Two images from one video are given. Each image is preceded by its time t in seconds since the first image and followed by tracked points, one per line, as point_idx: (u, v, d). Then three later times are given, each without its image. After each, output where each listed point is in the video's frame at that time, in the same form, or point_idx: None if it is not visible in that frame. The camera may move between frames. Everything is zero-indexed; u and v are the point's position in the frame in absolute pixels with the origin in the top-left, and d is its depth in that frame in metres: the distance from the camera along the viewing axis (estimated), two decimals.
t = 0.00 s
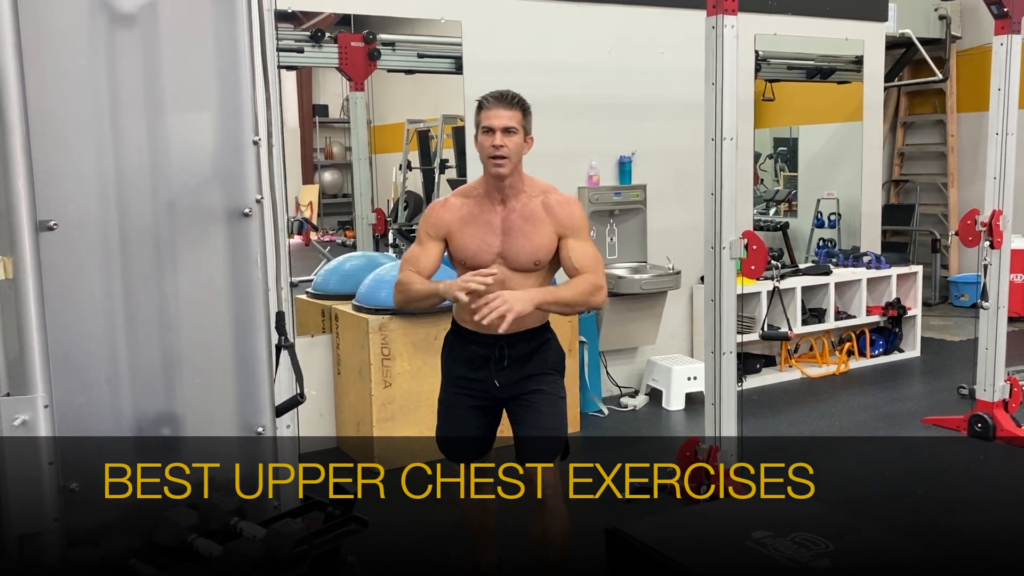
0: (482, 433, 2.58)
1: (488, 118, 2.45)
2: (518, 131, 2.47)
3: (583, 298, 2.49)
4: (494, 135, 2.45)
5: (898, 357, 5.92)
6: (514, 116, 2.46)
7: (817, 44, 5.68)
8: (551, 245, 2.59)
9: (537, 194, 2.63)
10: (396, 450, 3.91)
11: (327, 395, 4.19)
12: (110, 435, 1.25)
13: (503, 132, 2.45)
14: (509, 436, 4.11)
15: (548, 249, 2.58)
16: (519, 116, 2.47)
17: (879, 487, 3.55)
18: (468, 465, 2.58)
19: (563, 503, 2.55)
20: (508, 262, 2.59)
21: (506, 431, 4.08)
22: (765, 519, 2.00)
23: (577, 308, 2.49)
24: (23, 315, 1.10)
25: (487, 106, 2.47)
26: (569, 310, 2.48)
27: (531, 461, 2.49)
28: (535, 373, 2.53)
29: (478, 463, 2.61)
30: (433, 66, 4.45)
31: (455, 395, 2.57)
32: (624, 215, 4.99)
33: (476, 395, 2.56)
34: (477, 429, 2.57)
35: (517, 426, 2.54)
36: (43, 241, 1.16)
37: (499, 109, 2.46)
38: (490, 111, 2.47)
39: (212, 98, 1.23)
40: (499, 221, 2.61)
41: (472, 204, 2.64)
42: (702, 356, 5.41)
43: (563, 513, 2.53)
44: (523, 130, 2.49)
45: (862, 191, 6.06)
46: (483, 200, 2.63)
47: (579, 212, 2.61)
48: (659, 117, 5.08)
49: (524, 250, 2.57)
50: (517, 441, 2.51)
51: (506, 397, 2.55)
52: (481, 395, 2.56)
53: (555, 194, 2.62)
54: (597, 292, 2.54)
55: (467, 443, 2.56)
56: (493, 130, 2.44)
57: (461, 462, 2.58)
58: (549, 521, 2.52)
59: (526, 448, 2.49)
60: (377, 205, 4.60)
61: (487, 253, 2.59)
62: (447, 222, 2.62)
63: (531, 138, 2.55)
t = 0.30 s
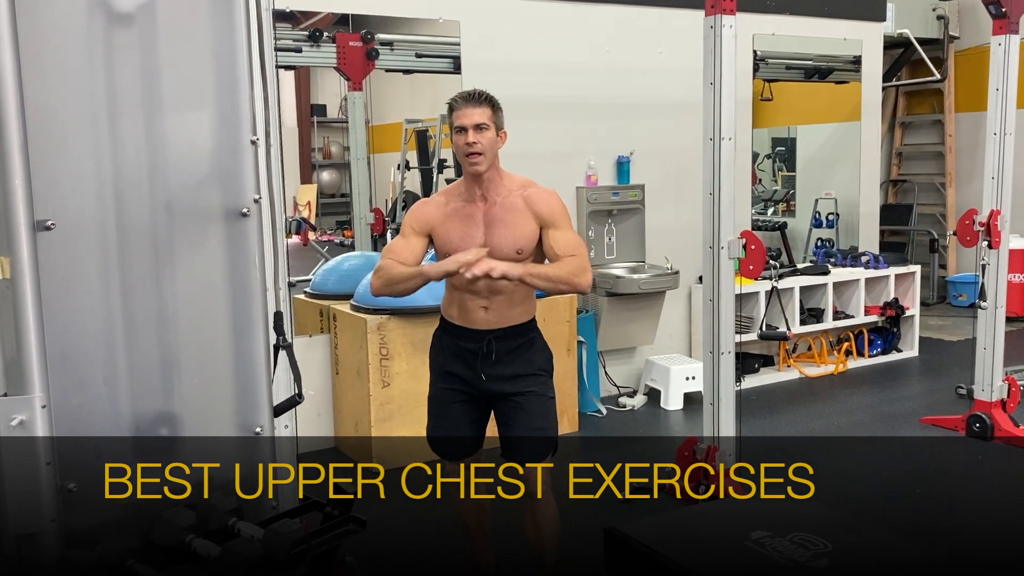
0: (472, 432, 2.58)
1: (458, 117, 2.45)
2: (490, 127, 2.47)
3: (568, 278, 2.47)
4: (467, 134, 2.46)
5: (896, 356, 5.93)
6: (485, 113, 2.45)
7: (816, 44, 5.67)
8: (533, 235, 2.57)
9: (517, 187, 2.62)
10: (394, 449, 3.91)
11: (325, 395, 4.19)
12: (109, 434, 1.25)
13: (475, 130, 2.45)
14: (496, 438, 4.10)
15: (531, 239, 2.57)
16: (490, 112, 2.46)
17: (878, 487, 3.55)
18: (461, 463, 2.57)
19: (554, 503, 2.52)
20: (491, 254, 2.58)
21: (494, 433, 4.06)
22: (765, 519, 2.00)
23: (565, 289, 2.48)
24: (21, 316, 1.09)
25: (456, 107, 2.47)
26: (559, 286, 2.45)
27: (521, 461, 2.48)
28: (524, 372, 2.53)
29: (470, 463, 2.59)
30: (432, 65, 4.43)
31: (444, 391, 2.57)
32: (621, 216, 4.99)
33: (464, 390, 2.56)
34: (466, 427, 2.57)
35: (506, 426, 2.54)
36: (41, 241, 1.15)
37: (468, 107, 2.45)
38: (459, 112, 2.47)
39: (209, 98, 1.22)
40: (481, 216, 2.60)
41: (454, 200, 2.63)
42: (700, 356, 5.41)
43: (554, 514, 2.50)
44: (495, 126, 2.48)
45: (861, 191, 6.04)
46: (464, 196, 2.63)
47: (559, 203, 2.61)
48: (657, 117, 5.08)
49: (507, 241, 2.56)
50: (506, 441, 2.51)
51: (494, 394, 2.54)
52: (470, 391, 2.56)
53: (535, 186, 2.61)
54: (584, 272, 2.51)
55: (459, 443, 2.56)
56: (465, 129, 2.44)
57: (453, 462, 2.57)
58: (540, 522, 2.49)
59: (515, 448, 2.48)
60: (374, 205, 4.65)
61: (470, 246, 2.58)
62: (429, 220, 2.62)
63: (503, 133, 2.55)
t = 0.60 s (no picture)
0: (470, 434, 2.58)
1: (459, 114, 2.45)
2: (490, 125, 2.47)
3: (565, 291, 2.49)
4: (467, 130, 2.46)
5: (895, 356, 5.94)
6: (485, 111, 2.46)
7: (816, 44, 5.67)
8: (532, 235, 2.57)
9: (517, 188, 2.62)
10: (393, 450, 3.91)
11: (325, 395, 4.19)
12: (109, 434, 1.25)
13: (475, 127, 2.45)
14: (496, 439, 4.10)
15: (530, 239, 2.57)
16: (491, 110, 2.47)
17: (877, 487, 3.55)
18: (459, 465, 2.57)
19: (554, 503, 2.53)
20: (490, 253, 2.57)
21: (494, 433, 4.06)
22: (765, 518, 2.00)
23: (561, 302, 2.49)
24: (21, 316, 1.09)
25: (456, 104, 2.47)
26: (557, 301, 2.48)
27: (520, 462, 2.49)
28: (521, 373, 2.53)
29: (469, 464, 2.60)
30: (431, 66, 4.41)
31: (443, 394, 2.57)
32: (620, 216, 4.99)
33: (462, 392, 2.56)
34: (465, 428, 2.57)
35: (505, 427, 2.54)
36: (40, 241, 1.15)
37: (469, 105, 2.46)
38: (460, 109, 2.47)
39: (208, 98, 1.22)
40: (480, 215, 2.60)
41: (453, 200, 2.64)
42: (700, 356, 5.41)
43: (554, 513, 2.51)
44: (495, 125, 2.49)
45: (860, 191, 6.06)
46: (463, 196, 2.63)
47: (558, 205, 2.61)
48: (657, 117, 5.08)
49: (505, 239, 2.55)
50: (504, 441, 2.52)
51: (492, 395, 2.53)
52: (468, 393, 2.55)
53: (535, 188, 2.61)
54: (579, 284, 2.54)
55: (457, 446, 2.55)
56: (466, 126, 2.44)
57: (450, 465, 2.56)
58: (541, 522, 2.51)
59: (514, 449, 2.49)
60: (374, 205, 4.65)
61: (469, 245, 2.58)
62: (427, 218, 2.62)
63: (503, 133, 2.55)
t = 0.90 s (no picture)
0: (473, 434, 2.56)
1: (456, 114, 2.45)
2: (487, 123, 2.47)
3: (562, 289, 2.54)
4: (464, 130, 2.45)
5: (895, 355, 5.94)
6: (482, 110, 2.46)
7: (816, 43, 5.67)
8: (533, 233, 2.57)
9: (515, 186, 2.61)
10: (394, 449, 3.91)
11: (325, 394, 4.18)
12: (110, 433, 1.24)
13: (472, 126, 2.45)
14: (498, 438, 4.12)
15: (531, 238, 2.57)
16: (487, 109, 2.47)
17: (877, 487, 3.55)
18: (461, 465, 2.56)
19: (556, 502, 2.53)
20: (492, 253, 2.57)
21: (496, 434, 4.08)
22: (766, 517, 2.00)
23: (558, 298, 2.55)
24: (22, 315, 1.08)
25: (452, 105, 2.47)
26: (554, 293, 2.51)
27: (523, 463, 2.49)
28: (526, 372, 2.53)
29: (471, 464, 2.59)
30: (431, 64, 4.41)
31: (446, 395, 2.56)
32: (620, 215, 4.99)
33: (466, 393, 2.55)
34: (468, 429, 2.56)
35: (508, 427, 2.54)
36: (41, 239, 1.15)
37: (464, 104, 2.45)
38: (456, 109, 2.46)
39: (209, 97, 1.22)
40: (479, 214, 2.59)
41: (451, 200, 2.63)
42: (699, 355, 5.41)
43: (556, 513, 2.51)
44: (492, 123, 2.49)
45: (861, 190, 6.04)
46: (461, 195, 2.61)
47: (557, 203, 2.62)
48: (657, 116, 5.08)
49: (507, 239, 2.55)
50: (507, 441, 2.52)
51: (497, 394, 2.53)
52: (472, 393, 2.55)
53: (533, 185, 2.61)
54: (576, 283, 2.56)
55: (459, 446, 2.54)
56: (463, 125, 2.44)
57: (451, 464, 2.55)
58: (543, 522, 2.50)
59: (518, 448, 2.49)
60: (373, 204, 4.63)
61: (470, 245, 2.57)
62: (426, 220, 2.61)
63: (501, 131, 2.55)
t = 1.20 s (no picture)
0: (475, 433, 2.57)
1: (457, 114, 2.45)
2: (489, 123, 2.47)
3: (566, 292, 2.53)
4: (465, 130, 2.45)
5: (895, 354, 5.94)
6: (483, 110, 2.46)
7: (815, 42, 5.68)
8: (534, 233, 2.58)
9: (515, 186, 2.62)
10: (395, 449, 3.91)
11: (325, 393, 4.19)
12: (111, 433, 1.24)
13: (474, 126, 2.45)
14: (500, 437, 4.13)
15: (532, 238, 2.57)
16: (488, 109, 2.47)
17: (877, 487, 3.55)
18: (462, 465, 2.56)
19: (558, 502, 2.53)
20: (493, 253, 2.57)
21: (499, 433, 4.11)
22: (767, 516, 2.01)
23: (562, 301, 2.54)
24: (25, 314, 1.08)
25: (453, 104, 2.47)
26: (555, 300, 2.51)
27: (524, 462, 2.49)
28: (527, 369, 2.53)
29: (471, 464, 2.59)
30: (431, 63, 4.43)
31: (448, 395, 2.56)
32: (620, 214, 4.99)
33: (468, 393, 2.55)
34: (469, 429, 2.56)
35: (510, 426, 2.54)
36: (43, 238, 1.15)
37: (466, 104, 2.46)
38: (458, 108, 2.47)
39: (212, 96, 1.22)
40: (480, 215, 2.59)
41: (452, 200, 2.63)
42: (699, 354, 5.41)
43: (558, 513, 2.51)
44: (493, 123, 2.49)
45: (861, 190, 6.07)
46: (462, 196, 2.62)
47: (558, 203, 2.61)
48: (657, 115, 5.08)
49: (509, 239, 2.55)
50: (509, 441, 2.52)
51: (499, 393, 2.53)
52: (473, 393, 2.55)
53: (534, 186, 2.61)
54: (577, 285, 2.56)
55: (459, 447, 2.55)
56: (464, 125, 2.44)
57: (451, 464, 2.55)
58: (545, 522, 2.50)
59: (520, 447, 2.49)
60: (374, 203, 4.61)
61: (471, 245, 2.57)
62: (428, 220, 2.61)
63: (502, 131, 2.55)
